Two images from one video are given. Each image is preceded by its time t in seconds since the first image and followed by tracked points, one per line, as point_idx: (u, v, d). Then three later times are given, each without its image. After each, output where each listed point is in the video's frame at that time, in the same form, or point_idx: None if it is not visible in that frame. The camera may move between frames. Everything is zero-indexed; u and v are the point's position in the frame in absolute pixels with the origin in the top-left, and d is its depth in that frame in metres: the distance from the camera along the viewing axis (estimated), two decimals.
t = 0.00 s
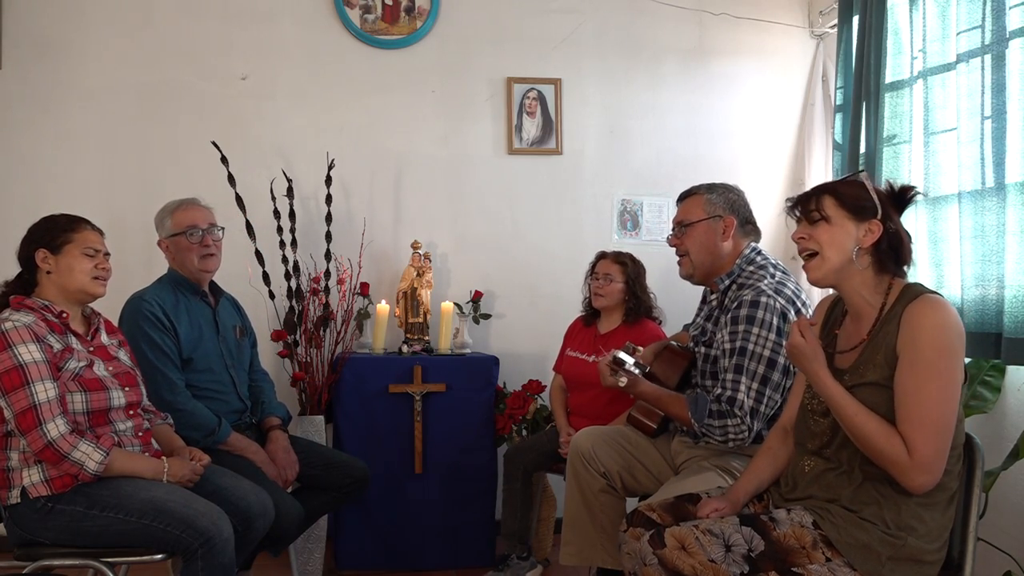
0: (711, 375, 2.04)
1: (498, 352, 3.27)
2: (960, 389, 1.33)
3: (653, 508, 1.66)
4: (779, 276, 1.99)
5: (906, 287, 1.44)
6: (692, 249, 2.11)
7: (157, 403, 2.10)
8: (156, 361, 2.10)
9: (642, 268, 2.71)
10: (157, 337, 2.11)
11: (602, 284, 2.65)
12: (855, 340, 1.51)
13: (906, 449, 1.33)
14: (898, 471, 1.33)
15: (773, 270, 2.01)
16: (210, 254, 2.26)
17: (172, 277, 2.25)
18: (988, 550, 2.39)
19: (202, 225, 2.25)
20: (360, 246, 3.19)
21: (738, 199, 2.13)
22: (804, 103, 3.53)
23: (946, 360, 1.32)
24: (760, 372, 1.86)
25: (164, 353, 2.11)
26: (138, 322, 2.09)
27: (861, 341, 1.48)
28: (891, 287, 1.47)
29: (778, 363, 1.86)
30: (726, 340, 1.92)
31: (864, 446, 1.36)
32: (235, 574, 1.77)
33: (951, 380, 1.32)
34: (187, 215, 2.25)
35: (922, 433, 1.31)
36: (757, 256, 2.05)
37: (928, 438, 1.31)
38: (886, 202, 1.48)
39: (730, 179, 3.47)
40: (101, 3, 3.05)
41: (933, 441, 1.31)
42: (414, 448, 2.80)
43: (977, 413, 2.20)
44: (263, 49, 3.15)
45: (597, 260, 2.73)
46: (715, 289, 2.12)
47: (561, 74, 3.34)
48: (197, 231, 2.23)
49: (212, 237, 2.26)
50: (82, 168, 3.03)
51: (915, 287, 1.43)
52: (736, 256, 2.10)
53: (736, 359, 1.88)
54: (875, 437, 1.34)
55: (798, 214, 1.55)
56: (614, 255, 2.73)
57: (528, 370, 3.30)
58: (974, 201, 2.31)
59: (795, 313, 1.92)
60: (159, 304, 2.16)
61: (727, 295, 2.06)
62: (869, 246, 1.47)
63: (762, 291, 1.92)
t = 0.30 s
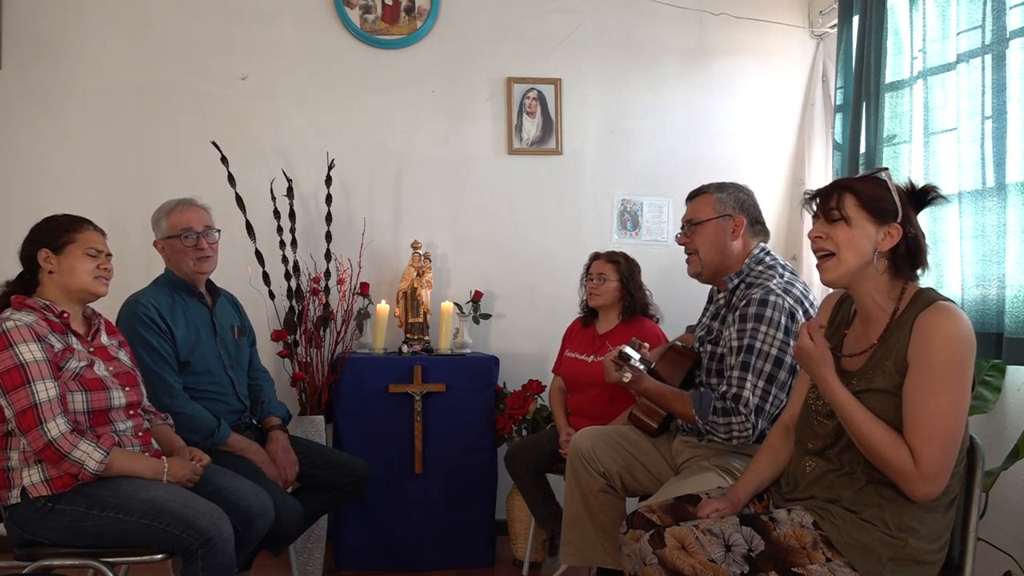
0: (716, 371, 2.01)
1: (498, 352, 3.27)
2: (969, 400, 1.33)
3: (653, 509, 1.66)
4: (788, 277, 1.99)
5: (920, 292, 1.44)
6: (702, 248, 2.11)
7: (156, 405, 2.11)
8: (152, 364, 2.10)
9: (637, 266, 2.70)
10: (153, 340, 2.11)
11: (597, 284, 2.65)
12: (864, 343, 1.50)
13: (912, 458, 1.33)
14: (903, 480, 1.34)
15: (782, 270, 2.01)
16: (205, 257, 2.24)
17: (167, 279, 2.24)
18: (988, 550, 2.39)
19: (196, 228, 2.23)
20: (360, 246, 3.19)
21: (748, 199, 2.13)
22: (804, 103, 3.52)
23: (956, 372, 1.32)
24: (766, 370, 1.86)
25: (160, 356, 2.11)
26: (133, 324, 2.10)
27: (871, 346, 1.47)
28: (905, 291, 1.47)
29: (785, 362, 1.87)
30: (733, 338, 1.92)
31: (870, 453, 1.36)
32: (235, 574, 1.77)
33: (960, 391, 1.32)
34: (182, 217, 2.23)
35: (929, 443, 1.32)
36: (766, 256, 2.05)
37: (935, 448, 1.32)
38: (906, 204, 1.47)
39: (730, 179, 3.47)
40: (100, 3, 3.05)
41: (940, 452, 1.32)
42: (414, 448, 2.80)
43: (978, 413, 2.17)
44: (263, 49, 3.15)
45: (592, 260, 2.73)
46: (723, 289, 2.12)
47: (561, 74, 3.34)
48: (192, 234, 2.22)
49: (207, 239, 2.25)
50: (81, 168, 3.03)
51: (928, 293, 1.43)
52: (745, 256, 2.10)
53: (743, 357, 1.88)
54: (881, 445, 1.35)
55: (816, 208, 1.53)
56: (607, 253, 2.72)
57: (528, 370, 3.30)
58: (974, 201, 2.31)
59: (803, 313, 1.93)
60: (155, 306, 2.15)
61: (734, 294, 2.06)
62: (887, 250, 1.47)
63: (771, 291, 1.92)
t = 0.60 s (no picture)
0: (720, 369, 2.00)
1: (498, 352, 3.27)
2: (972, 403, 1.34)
3: (653, 510, 1.65)
4: (795, 277, 2.00)
5: (925, 294, 1.45)
6: (711, 245, 2.10)
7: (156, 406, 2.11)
8: (150, 365, 2.10)
9: (637, 266, 2.71)
10: (151, 341, 2.11)
11: (597, 283, 2.65)
12: (867, 345, 1.50)
13: (915, 462, 1.33)
14: (906, 483, 1.34)
15: (788, 271, 2.02)
16: (205, 260, 2.24)
17: (167, 279, 2.24)
18: (988, 550, 2.39)
19: (196, 229, 2.22)
20: (360, 246, 3.19)
21: (759, 198, 2.13)
22: (804, 103, 3.52)
23: (961, 375, 1.32)
24: (771, 369, 1.86)
25: (156, 356, 2.11)
26: (132, 326, 2.10)
27: (874, 348, 1.48)
28: (910, 294, 1.47)
29: (790, 361, 1.87)
30: (739, 335, 1.93)
31: (873, 457, 1.36)
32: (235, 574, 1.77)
33: (965, 394, 1.32)
34: (182, 218, 2.22)
35: (933, 447, 1.32)
36: (774, 256, 2.06)
37: (938, 452, 1.32)
38: (917, 208, 1.47)
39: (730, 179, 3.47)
40: (100, 3, 3.05)
41: (944, 455, 1.32)
42: (414, 447, 2.80)
43: (977, 412, 2.19)
44: (263, 49, 3.15)
45: (591, 260, 2.73)
46: (731, 287, 2.11)
47: (561, 74, 3.34)
48: (192, 237, 2.21)
49: (207, 241, 2.24)
50: (81, 168, 3.03)
51: (933, 295, 1.43)
52: (753, 256, 2.10)
53: (748, 354, 1.88)
54: (884, 448, 1.34)
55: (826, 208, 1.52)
56: (608, 253, 2.72)
57: (528, 370, 3.30)
58: (974, 201, 2.31)
59: (808, 314, 1.93)
60: (154, 308, 2.15)
61: (741, 293, 2.07)
62: (896, 252, 1.46)
63: (778, 290, 1.92)
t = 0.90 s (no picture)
0: (722, 368, 2.00)
1: (498, 352, 3.27)
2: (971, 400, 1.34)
3: (653, 509, 1.66)
4: (797, 278, 2.00)
5: (922, 292, 1.45)
6: (716, 244, 2.10)
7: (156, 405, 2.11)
8: (151, 362, 2.10)
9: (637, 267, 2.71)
10: (154, 339, 2.11)
11: (599, 285, 2.65)
12: (865, 344, 1.50)
13: (915, 460, 1.33)
14: (906, 482, 1.34)
15: (791, 271, 2.02)
16: (211, 260, 2.25)
17: (171, 279, 2.25)
18: (988, 550, 2.39)
19: (205, 229, 2.24)
20: (360, 245, 3.19)
21: (763, 198, 2.13)
22: (804, 103, 3.52)
23: (958, 373, 1.32)
24: (774, 368, 1.87)
25: (158, 354, 2.11)
26: (134, 324, 2.09)
27: (872, 346, 1.47)
28: (907, 292, 1.47)
29: (793, 360, 1.88)
30: (742, 334, 1.92)
31: (873, 455, 1.36)
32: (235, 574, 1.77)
33: (963, 391, 1.32)
34: (191, 217, 2.23)
35: (932, 445, 1.32)
36: (777, 256, 2.06)
37: (937, 450, 1.32)
38: (913, 207, 1.47)
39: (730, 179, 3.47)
40: (100, 3, 3.05)
41: (943, 453, 1.32)
42: (414, 448, 2.80)
43: (977, 412, 2.19)
44: (262, 49, 3.15)
45: (592, 260, 2.73)
46: (735, 287, 2.11)
47: (561, 74, 3.34)
48: (200, 237, 2.22)
49: (215, 242, 2.25)
50: (81, 168, 3.03)
51: (930, 292, 1.43)
52: (756, 256, 2.10)
53: (751, 353, 1.87)
54: (884, 446, 1.34)
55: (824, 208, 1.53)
56: (608, 253, 2.72)
57: (528, 370, 3.30)
58: (975, 201, 2.31)
59: (810, 314, 1.94)
60: (156, 306, 2.15)
61: (744, 293, 2.05)
62: (893, 252, 1.47)
63: (781, 290, 1.92)
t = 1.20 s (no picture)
0: (719, 369, 2.01)
1: (497, 352, 3.27)
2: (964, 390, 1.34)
3: (654, 507, 1.65)
4: (793, 277, 1.99)
5: (910, 287, 1.45)
6: (707, 249, 2.11)
7: (157, 402, 2.10)
8: (157, 358, 2.10)
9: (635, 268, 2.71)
10: (162, 334, 2.11)
11: (596, 285, 2.65)
12: (858, 341, 1.51)
13: (912, 453, 1.33)
14: (904, 475, 1.33)
15: (787, 270, 2.01)
16: (225, 263, 2.28)
17: (180, 278, 2.26)
18: (988, 550, 2.39)
19: (225, 233, 2.27)
20: (360, 245, 3.19)
21: (752, 198, 2.12)
22: (804, 103, 3.52)
23: (951, 363, 1.32)
24: (772, 367, 1.86)
25: (165, 349, 2.11)
26: (142, 319, 2.10)
27: (864, 343, 1.48)
28: (896, 289, 1.48)
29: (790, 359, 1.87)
30: (738, 334, 1.92)
31: (869, 450, 1.36)
32: (235, 574, 1.77)
33: (956, 382, 1.32)
34: (212, 220, 2.26)
35: (928, 437, 1.32)
36: (771, 256, 2.05)
37: (933, 442, 1.32)
38: (898, 205, 1.48)
39: (730, 179, 3.47)
40: (100, 3, 3.05)
41: (939, 444, 1.32)
42: (414, 448, 2.80)
43: (977, 412, 2.21)
44: (262, 49, 3.15)
45: (588, 261, 2.73)
46: (730, 289, 2.11)
47: (561, 74, 3.34)
48: (219, 239, 2.25)
49: (231, 246, 2.28)
50: (81, 168, 3.03)
51: (918, 287, 1.44)
52: (750, 256, 2.10)
53: (748, 352, 1.87)
54: (879, 440, 1.34)
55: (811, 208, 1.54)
56: (605, 254, 2.72)
57: (528, 370, 3.30)
58: (976, 201, 2.31)
59: (807, 313, 1.93)
60: (164, 302, 2.16)
61: (740, 294, 2.06)
62: (880, 249, 1.47)
63: (776, 290, 1.92)
